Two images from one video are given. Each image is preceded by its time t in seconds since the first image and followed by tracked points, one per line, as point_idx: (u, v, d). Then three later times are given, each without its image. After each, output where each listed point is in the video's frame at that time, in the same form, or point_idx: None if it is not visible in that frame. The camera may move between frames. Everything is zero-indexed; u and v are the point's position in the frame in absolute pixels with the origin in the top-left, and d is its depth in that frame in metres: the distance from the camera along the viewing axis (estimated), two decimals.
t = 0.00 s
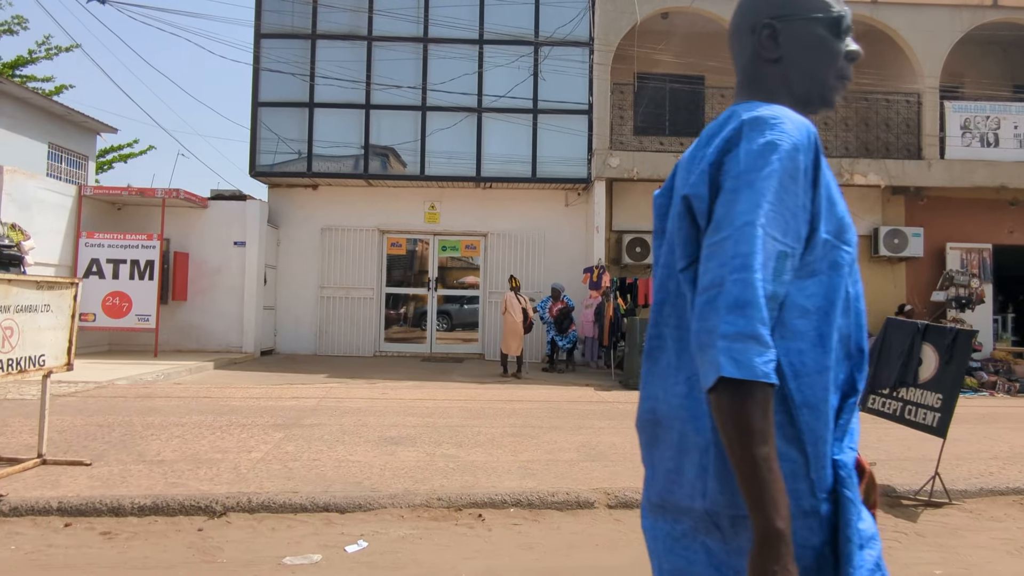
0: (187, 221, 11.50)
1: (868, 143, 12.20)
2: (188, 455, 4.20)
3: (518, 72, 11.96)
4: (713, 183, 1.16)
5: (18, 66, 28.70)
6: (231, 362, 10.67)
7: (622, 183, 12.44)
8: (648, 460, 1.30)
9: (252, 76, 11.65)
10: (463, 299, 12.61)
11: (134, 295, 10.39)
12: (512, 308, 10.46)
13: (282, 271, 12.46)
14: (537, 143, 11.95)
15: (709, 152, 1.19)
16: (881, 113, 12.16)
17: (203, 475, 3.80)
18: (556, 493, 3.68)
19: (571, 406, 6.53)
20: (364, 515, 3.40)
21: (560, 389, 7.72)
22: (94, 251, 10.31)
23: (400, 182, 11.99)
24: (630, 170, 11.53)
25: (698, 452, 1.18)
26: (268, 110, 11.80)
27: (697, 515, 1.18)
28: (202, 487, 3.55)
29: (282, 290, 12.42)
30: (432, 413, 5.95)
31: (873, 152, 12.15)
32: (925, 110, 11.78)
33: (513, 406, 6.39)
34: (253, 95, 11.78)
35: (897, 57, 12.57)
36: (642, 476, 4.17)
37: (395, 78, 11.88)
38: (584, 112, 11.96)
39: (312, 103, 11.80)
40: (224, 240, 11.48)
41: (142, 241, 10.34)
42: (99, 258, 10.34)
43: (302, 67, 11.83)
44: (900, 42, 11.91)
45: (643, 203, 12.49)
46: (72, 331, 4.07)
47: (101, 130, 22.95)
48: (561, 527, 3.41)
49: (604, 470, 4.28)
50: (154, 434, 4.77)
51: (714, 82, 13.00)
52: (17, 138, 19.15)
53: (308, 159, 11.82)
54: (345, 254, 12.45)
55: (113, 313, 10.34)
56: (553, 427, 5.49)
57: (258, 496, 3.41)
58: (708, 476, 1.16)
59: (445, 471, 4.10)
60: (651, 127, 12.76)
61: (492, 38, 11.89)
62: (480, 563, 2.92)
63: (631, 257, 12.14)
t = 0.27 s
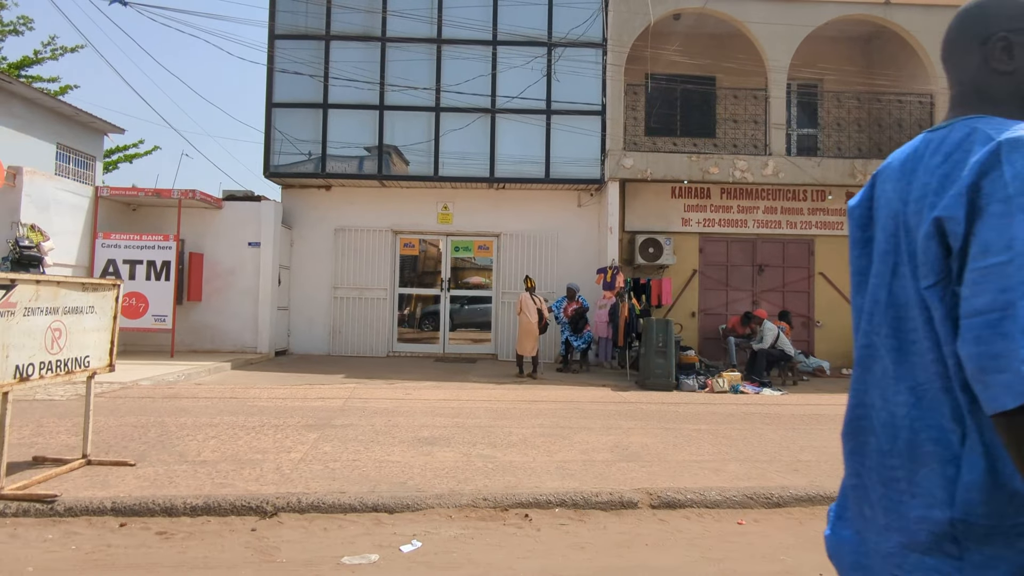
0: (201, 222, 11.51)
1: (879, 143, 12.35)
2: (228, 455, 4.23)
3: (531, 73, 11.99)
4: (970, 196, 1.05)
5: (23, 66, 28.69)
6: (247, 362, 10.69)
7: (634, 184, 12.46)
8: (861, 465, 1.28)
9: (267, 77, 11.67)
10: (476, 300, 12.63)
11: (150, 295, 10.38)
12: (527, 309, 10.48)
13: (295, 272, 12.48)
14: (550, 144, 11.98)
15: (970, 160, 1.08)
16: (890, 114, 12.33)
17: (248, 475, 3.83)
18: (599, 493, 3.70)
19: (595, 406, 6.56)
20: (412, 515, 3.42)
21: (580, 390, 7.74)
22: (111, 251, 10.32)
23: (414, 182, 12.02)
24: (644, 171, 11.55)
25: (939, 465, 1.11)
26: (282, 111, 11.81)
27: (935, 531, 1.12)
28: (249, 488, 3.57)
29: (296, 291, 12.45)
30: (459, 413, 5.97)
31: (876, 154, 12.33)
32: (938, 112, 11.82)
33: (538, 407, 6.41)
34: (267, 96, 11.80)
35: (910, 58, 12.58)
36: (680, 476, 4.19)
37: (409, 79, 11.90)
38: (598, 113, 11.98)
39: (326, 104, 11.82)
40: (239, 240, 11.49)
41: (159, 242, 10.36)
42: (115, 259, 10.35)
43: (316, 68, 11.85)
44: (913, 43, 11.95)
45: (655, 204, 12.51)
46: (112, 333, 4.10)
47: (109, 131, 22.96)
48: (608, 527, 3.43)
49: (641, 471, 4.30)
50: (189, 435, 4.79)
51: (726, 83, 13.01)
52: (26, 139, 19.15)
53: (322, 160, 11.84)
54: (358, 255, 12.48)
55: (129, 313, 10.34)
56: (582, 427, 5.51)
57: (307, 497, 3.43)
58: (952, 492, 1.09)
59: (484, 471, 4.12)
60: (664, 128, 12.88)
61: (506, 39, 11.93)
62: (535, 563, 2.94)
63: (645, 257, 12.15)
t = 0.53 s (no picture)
0: (216, 223, 11.53)
1: (891, 145, 12.39)
2: (267, 456, 4.25)
3: (544, 74, 12.01)
4: None
5: (30, 67, 28.77)
6: (262, 363, 10.71)
7: (647, 185, 12.46)
8: None
9: (281, 78, 11.71)
10: (488, 299, 12.65)
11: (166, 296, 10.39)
12: (543, 310, 10.49)
13: (308, 272, 12.49)
14: (564, 145, 11.99)
15: None
16: (902, 115, 12.35)
17: (291, 475, 3.85)
18: (642, 493, 3.72)
19: (619, 407, 6.58)
20: (460, 515, 3.45)
21: (600, 390, 7.77)
22: (127, 252, 10.34)
23: (428, 183, 12.04)
24: (657, 172, 11.57)
25: None
26: (296, 112, 11.84)
27: None
28: (296, 488, 3.60)
29: (309, 291, 12.46)
30: (487, 414, 5.99)
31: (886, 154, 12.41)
32: (950, 113, 11.83)
33: (563, 407, 6.43)
34: (282, 97, 11.84)
35: (922, 59, 12.59)
36: (717, 477, 4.22)
37: (422, 80, 11.92)
38: (611, 113, 12.00)
39: (339, 105, 11.85)
40: (253, 241, 11.51)
41: (175, 243, 10.39)
42: (132, 259, 10.39)
43: (330, 69, 11.88)
44: (925, 44, 11.97)
45: (668, 205, 12.52)
46: (153, 334, 4.12)
47: (116, 131, 23.02)
48: (654, 527, 3.45)
49: (678, 471, 4.33)
50: (225, 435, 4.82)
51: (738, 83, 13.03)
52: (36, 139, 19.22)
53: (336, 161, 11.87)
54: (371, 255, 12.50)
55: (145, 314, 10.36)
56: (610, 427, 5.53)
57: (355, 497, 3.46)
58: None
59: (523, 472, 4.14)
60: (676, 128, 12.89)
61: (519, 40, 11.94)
62: (590, 563, 2.97)
63: (658, 258, 12.16)
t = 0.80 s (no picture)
0: (231, 223, 11.56)
1: (903, 145, 12.44)
2: (306, 456, 4.28)
3: (557, 75, 12.04)
4: None
5: (36, 68, 28.83)
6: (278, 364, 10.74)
7: (659, 185, 12.49)
8: None
9: (295, 79, 11.75)
10: (501, 300, 12.67)
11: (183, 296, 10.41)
12: (557, 310, 10.53)
13: (321, 272, 12.52)
14: (577, 145, 12.02)
15: None
16: (915, 116, 12.41)
17: (334, 475, 3.88)
18: (685, 493, 3.75)
19: (643, 408, 6.61)
20: (507, 515, 3.48)
21: (621, 390, 7.80)
22: (144, 253, 10.38)
23: (441, 184, 12.07)
24: (670, 172, 11.60)
25: None
26: (310, 113, 11.88)
27: None
28: (342, 488, 3.62)
29: (322, 292, 12.49)
30: (514, 415, 6.02)
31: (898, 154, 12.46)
32: (963, 113, 11.85)
33: (588, 408, 6.45)
34: (296, 99, 11.87)
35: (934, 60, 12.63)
36: (754, 477, 4.25)
37: (436, 81, 11.96)
38: (623, 114, 12.03)
39: (353, 106, 11.89)
40: (267, 242, 11.53)
41: (191, 244, 10.42)
42: (148, 260, 10.43)
43: (344, 70, 11.92)
44: (937, 45, 12.01)
45: (680, 206, 12.55)
46: (194, 334, 4.15)
47: (123, 132, 23.08)
48: (699, 527, 3.48)
49: (714, 471, 4.35)
50: (259, 436, 4.85)
51: (749, 84, 13.06)
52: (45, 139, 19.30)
53: (350, 161, 11.89)
54: (384, 256, 12.52)
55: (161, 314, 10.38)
56: (639, 428, 5.56)
57: (403, 497, 3.49)
58: None
59: (561, 472, 4.17)
60: (687, 129, 12.92)
61: (532, 41, 11.98)
62: (643, 562, 3.00)
63: (670, 258, 12.19)
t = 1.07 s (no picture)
0: (245, 224, 11.58)
1: (916, 147, 12.44)
2: (344, 456, 4.30)
3: (570, 76, 12.06)
4: None
5: (41, 68, 28.86)
6: (294, 364, 10.77)
7: (672, 186, 12.52)
8: None
9: (309, 80, 11.77)
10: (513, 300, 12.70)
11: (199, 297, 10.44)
12: (573, 311, 10.57)
13: (334, 273, 12.54)
14: (590, 146, 12.05)
15: None
16: (927, 117, 12.42)
17: (376, 475, 3.91)
18: (726, 493, 3.78)
19: (667, 408, 6.63)
20: (553, 514, 3.50)
21: (641, 391, 7.81)
22: (160, 253, 10.42)
23: (454, 185, 12.09)
24: (684, 173, 11.63)
25: None
26: (324, 113, 11.89)
27: None
28: (387, 488, 3.65)
29: (335, 293, 12.51)
30: (540, 414, 6.04)
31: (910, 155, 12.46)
32: (975, 114, 11.87)
33: (613, 409, 6.47)
34: (310, 99, 11.89)
35: (945, 61, 12.64)
36: (789, 476, 4.27)
37: (450, 81, 11.98)
38: (636, 115, 12.06)
39: (367, 107, 11.91)
40: (282, 242, 11.56)
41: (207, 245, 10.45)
42: (164, 261, 10.46)
43: (357, 71, 11.94)
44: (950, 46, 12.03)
45: (692, 206, 12.57)
46: (234, 335, 4.17)
47: (130, 132, 23.12)
48: (744, 526, 3.51)
49: (750, 471, 4.37)
50: (293, 436, 4.88)
51: (760, 85, 13.09)
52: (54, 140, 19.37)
53: (363, 162, 11.91)
54: (397, 256, 12.55)
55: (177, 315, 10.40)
56: (667, 428, 5.58)
57: (450, 496, 3.51)
58: None
59: (599, 472, 4.19)
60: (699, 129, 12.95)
61: (545, 42, 12.00)
62: (696, 560, 3.02)
63: (683, 258, 12.21)
